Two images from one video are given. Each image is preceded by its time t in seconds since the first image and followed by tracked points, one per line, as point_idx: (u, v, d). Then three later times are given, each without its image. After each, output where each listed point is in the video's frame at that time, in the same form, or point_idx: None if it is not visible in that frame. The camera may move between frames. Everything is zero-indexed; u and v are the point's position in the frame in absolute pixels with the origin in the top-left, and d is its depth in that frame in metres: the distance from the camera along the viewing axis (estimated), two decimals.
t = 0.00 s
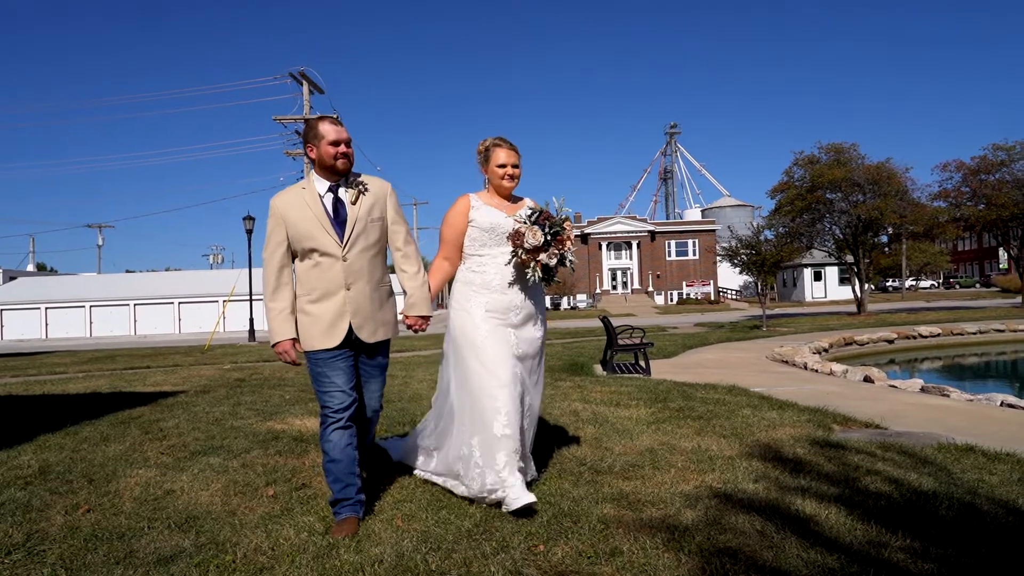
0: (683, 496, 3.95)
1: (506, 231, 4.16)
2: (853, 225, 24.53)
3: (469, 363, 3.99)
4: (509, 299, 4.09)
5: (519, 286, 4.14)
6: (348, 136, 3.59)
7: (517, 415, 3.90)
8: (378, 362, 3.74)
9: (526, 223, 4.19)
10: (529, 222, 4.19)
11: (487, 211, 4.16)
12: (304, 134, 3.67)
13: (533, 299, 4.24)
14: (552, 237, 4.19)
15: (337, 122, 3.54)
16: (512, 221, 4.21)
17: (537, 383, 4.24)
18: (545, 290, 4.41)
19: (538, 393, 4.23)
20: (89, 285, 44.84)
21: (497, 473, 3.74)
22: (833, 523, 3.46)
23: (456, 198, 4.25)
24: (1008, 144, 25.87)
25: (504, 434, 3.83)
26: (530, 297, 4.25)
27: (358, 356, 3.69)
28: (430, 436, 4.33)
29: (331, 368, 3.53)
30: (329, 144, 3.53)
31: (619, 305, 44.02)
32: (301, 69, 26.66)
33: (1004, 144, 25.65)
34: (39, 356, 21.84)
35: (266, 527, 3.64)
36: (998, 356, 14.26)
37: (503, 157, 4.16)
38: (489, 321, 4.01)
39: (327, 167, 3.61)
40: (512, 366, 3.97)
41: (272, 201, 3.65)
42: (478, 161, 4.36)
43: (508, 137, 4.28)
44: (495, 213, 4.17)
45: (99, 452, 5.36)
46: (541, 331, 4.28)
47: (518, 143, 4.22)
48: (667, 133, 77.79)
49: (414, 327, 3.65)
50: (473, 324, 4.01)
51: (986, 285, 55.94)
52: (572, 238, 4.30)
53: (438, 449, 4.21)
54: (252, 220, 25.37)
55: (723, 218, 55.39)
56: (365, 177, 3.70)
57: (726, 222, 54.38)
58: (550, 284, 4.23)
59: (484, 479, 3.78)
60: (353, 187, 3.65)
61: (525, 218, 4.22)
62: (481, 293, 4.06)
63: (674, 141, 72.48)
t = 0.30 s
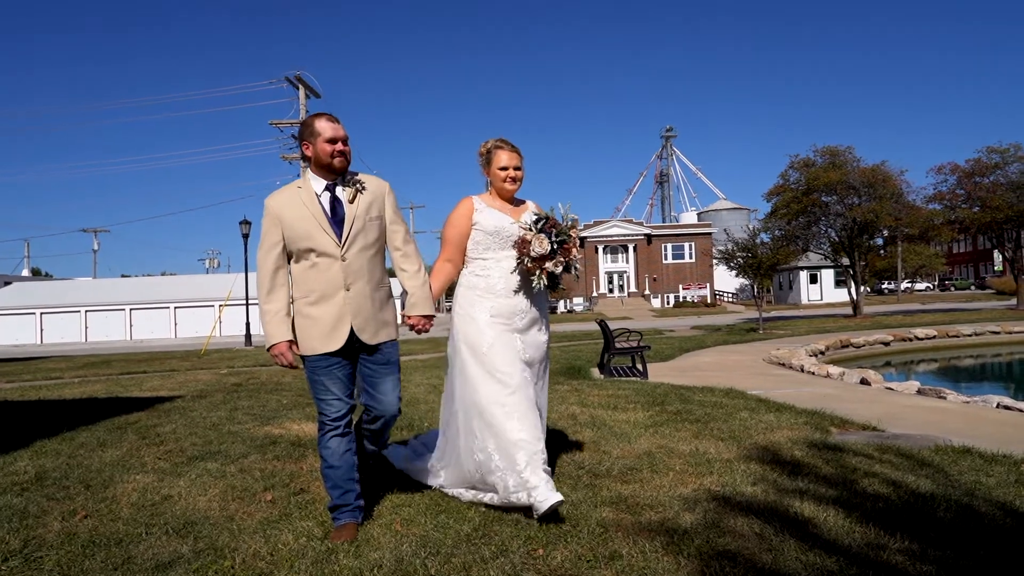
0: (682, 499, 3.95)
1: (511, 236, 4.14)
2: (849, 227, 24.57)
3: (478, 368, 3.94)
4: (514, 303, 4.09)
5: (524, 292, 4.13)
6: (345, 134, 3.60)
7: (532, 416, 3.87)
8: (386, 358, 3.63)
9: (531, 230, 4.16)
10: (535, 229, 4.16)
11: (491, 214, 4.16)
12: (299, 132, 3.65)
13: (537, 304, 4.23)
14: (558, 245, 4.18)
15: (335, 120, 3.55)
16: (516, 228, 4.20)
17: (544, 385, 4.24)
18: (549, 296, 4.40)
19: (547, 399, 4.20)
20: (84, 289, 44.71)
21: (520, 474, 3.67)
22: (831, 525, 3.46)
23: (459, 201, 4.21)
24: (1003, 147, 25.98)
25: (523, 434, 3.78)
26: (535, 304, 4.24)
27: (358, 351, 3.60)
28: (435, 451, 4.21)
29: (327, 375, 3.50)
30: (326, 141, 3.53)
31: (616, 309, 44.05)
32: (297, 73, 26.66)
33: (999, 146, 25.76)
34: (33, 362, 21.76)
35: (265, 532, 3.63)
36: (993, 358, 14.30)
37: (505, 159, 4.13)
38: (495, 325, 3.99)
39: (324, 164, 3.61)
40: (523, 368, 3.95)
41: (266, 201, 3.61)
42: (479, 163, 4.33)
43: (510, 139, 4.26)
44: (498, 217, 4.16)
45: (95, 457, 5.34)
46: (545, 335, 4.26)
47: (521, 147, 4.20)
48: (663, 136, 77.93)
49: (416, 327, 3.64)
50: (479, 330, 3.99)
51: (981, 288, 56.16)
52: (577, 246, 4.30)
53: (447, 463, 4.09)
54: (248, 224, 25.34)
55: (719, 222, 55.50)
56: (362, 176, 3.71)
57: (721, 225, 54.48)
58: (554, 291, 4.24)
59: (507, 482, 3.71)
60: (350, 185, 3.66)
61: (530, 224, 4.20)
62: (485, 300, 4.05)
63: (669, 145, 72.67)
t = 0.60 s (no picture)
0: (680, 502, 3.96)
1: (516, 239, 4.06)
2: (844, 230, 24.62)
3: (485, 379, 3.92)
4: (521, 309, 4.03)
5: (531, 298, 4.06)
6: (345, 133, 3.57)
7: (538, 429, 3.87)
8: (387, 356, 3.56)
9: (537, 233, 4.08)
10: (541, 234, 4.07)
11: (494, 218, 4.08)
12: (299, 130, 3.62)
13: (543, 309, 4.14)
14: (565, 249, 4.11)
15: (336, 118, 3.52)
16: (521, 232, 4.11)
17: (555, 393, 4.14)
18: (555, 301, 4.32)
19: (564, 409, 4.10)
20: (79, 295, 44.58)
21: (523, 492, 3.69)
22: (829, 527, 3.48)
23: (460, 205, 4.12)
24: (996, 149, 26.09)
25: (526, 449, 3.81)
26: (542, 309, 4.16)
27: (358, 352, 3.56)
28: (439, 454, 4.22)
29: (325, 381, 3.49)
30: (327, 139, 3.50)
31: (612, 312, 44.11)
32: (293, 77, 26.70)
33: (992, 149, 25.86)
34: (29, 367, 21.66)
35: (263, 537, 3.63)
36: (989, 360, 14.35)
37: (507, 161, 4.07)
38: (503, 334, 3.94)
39: (324, 164, 3.57)
40: (530, 379, 3.92)
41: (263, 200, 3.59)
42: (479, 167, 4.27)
43: (510, 143, 4.20)
44: (501, 219, 4.09)
45: (93, 463, 5.33)
46: (552, 340, 4.20)
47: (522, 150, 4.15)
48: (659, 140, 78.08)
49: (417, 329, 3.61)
50: (486, 338, 3.95)
51: (976, 290, 56.39)
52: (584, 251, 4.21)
53: (451, 467, 4.11)
54: (244, 228, 25.30)
55: (714, 225, 55.63)
56: (362, 176, 3.68)
57: (717, 228, 54.61)
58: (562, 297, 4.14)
59: (510, 497, 3.73)
60: (349, 185, 3.63)
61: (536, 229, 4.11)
62: (493, 306, 3.99)
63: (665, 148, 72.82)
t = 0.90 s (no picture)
0: (680, 505, 3.96)
1: (521, 241, 4.03)
2: (840, 232, 24.67)
3: (488, 384, 3.87)
4: (527, 312, 3.98)
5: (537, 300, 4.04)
6: (347, 135, 3.56)
7: (538, 439, 3.84)
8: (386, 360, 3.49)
9: (546, 233, 4.09)
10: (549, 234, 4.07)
11: (496, 220, 4.03)
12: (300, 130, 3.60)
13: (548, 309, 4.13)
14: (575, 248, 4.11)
15: (339, 119, 3.52)
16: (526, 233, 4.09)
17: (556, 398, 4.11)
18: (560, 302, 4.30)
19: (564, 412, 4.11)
20: (75, 301, 44.52)
21: (520, 504, 3.67)
22: (828, 529, 3.48)
23: (461, 208, 4.09)
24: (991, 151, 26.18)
25: (525, 459, 3.78)
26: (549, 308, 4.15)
27: (358, 356, 3.50)
28: (438, 451, 4.19)
29: (326, 389, 3.46)
30: (328, 140, 3.49)
31: (609, 315, 44.18)
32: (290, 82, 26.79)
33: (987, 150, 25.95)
34: (25, 373, 21.61)
35: (262, 543, 3.63)
36: (986, 361, 14.39)
37: (507, 162, 4.07)
38: (507, 339, 3.89)
39: (325, 165, 3.55)
40: (532, 387, 3.88)
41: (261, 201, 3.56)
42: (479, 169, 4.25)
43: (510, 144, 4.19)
44: (504, 221, 4.05)
45: (91, 470, 5.32)
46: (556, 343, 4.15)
47: (522, 151, 4.16)
48: (655, 143, 78.23)
49: (416, 337, 3.57)
50: (491, 342, 3.89)
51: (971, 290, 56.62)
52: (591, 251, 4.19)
53: (450, 466, 4.11)
54: (241, 233, 25.29)
55: (711, 227, 55.75)
56: (364, 179, 3.66)
57: (714, 231, 54.73)
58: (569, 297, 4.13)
59: (506, 507, 3.72)
60: (350, 187, 3.60)
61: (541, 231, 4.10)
62: (498, 309, 3.95)
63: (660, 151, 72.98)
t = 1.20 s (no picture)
0: (678, 509, 3.97)
1: (522, 246, 4.04)
2: (835, 235, 24.74)
3: (490, 393, 3.86)
4: (529, 320, 3.98)
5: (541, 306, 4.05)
6: (355, 138, 3.51)
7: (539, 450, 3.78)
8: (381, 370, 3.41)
9: (550, 237, 4.10)
10: (554, 239, 4.08)
11: (497, 226, 4.04)
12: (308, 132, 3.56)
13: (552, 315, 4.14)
14: (581, 251, 4.16)
15: (347, 123, 3.46)
16: (528, 238, 4.09)
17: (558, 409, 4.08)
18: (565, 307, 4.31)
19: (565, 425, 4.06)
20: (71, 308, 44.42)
21: (518, 515, 3.61)
22: (827, 531, 3.48)
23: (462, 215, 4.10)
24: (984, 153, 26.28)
25: (526, 471, 3.71)
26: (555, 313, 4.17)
27: (358, 366, 3.42)
28: (440, 460, 4.18)
29: (324, 402, 3.40)
30: (335, 143, 3.43)
31: (606, 319, 44.21)
32: (286, 88, 26.81)
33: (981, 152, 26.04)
34: (21, 381, 21.54)
35: (262, 551, 3.62)
36: (982, 363, 14.43)
37: (508, 166, 4.06)
38: (510, 348, 3.88)
39: (331, 168, 3.47)
40: (534, 395, 3.86)
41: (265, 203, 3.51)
42: (479, 174, 4.25)
43: (511, 147, 4.19)
44: (504, 227, 4.05)
45: (88, 478, 5.30)
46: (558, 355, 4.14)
47: (522, 154, 4.13)
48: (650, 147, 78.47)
49: (416, 349, 3.50)
50: (493, 351, 3.89)
51: (966, 292, 56.82)
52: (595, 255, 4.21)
53: (452, 475, 4.10)
54: (237, 239, 25.26)
55: (707, 231, 55.85)
56: (371, 184, 3.59)
57: (710, 234, 54.86)
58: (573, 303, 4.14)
59: (505, 518, 3.67)
60: (357, 193, 3.54)
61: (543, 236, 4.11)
62: (500, 317, 3.95)
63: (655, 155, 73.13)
